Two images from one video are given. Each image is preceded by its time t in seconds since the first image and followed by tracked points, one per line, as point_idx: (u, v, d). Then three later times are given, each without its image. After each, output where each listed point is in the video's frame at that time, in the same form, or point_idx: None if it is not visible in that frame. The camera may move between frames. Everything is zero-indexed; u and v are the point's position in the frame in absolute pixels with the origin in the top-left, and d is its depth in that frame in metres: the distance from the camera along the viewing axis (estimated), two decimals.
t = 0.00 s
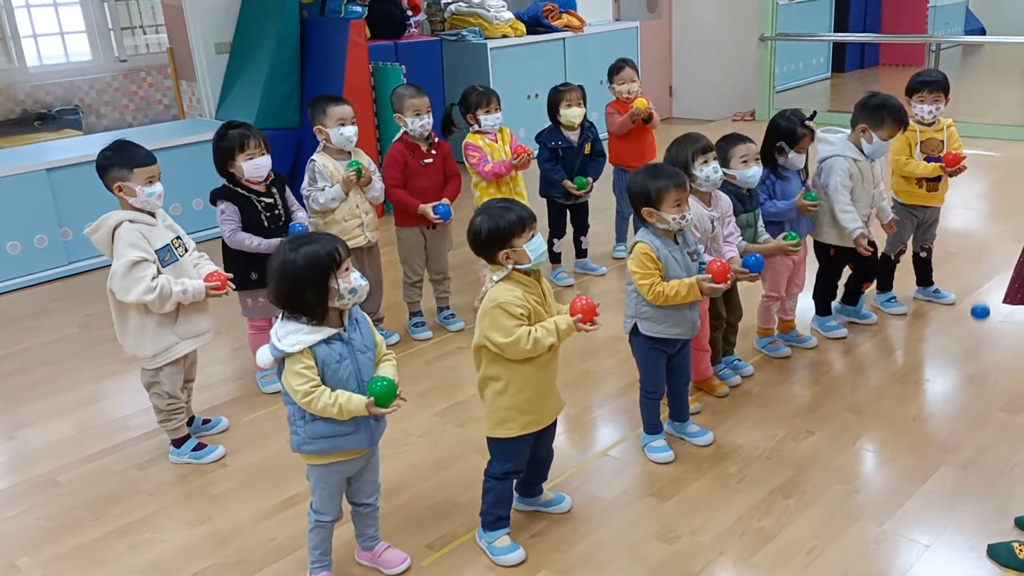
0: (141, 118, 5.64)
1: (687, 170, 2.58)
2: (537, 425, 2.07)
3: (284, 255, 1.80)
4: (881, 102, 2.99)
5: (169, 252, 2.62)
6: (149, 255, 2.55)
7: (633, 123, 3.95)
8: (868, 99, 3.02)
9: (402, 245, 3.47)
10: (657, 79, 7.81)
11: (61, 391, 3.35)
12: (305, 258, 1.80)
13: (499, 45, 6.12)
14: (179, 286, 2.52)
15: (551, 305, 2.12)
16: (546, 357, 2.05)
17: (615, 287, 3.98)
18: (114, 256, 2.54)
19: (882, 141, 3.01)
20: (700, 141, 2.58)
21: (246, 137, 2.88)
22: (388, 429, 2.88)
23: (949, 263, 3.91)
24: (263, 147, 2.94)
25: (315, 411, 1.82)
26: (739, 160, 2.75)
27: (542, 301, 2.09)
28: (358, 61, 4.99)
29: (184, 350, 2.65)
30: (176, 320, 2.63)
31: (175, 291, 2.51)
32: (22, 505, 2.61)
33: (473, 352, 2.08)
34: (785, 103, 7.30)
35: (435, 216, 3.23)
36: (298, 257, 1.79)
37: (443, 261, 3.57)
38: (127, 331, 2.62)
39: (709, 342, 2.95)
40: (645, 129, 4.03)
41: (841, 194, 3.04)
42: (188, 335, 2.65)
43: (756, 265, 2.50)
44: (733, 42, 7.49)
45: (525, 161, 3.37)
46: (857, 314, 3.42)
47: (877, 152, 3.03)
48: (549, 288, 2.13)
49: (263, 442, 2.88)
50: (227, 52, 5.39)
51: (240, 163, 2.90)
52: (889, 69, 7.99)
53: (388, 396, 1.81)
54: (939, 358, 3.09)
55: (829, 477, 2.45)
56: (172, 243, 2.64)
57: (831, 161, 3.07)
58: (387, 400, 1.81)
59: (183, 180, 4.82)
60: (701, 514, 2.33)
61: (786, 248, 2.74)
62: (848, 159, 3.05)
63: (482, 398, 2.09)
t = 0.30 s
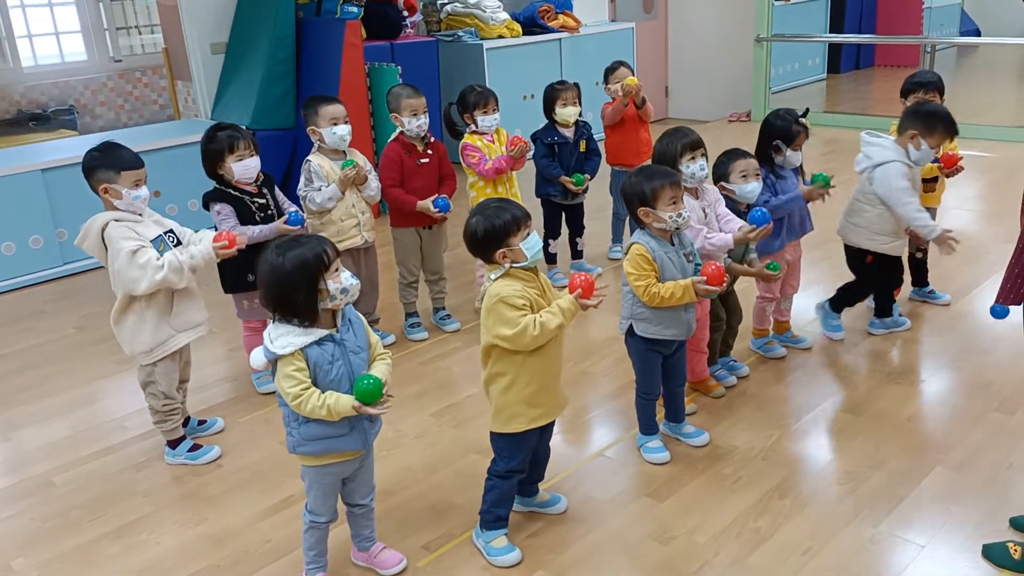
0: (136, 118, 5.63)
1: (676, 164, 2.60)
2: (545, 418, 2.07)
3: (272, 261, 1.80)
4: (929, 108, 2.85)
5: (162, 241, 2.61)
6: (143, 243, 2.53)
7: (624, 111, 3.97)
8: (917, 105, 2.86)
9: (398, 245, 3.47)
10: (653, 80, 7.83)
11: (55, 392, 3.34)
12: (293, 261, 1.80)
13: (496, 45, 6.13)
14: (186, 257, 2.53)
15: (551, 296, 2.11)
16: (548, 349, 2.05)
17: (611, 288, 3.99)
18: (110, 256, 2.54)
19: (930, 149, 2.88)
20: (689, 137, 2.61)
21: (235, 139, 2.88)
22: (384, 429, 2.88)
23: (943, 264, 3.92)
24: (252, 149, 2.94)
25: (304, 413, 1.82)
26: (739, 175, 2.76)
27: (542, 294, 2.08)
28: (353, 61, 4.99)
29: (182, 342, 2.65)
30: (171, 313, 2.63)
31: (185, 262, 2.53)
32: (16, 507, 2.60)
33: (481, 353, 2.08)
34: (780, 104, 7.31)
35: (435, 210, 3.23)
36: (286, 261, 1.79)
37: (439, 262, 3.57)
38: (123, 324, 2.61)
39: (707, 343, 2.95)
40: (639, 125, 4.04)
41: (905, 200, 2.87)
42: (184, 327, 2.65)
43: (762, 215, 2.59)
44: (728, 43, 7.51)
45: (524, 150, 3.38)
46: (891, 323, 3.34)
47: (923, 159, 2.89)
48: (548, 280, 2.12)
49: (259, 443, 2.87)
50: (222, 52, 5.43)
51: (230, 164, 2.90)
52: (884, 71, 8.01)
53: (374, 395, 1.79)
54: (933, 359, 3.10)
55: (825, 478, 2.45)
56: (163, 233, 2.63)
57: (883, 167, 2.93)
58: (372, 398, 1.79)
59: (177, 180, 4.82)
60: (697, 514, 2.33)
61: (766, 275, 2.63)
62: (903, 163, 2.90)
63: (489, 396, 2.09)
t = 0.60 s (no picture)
0: (134, 119, 5.62)
1: (665, 162, 2.62)
2: (547, 414, 2.07)
3: (265, 263, 1.81)
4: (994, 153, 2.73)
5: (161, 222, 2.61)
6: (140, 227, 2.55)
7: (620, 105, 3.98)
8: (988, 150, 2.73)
9: (396, 247, 3.47)
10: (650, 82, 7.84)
11: (53, 393, 3.34)
12: (286, 263, 1.80)
13: (493, 47, 6.14)
14: (184, 215, 2.51)
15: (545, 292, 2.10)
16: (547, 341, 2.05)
17: (608, 290, 3.99)
18: (110, 252, 2.54)
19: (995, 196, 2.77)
20: (675, 138, 2.66)
21: (234, 142, 2.88)
22: (382, 430, 2.88)
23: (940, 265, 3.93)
24: (251, 151, 2.94)
25: (294, 415, 1.82)
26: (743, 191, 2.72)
27: (538, 290, 2.07)
28: (351, 63, 4.99)
29: (180, 333, 2.66)
30: (167, 306, 2.63)
31: (184, 222, 2.51)
32: (14, 508, 2.60)
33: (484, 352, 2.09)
34: (778, 106, 7.32)
35: (435, 188, 3.19)
36: (279, 264, 1.80)
37: (436, 263, 3.57)
38: (121, 318, 2.61)
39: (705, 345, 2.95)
40: (632, 122, 4.06)
41: (971, 249, 2.72)
42: (183, 317, 2.66)
43: (761, 175, 2.54)
44: (725, 45, 7.52)
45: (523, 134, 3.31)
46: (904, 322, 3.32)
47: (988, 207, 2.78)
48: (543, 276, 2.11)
49: (256, 444, 2.87)
50: (220, 54, 5.43)
51: (229, 166, 2.90)
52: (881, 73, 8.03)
53: (367, 400, 1.78)
54: (931, 360, 3.11)
55: (822, 479, 2.46)
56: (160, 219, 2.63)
57: (949, 210, 2.77)
58: (366, 403, 1.78)
59: (175, 181, 4.81)
60: (695, 515, 2.33)
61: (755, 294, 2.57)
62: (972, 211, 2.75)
63: (489, 394, 2.09)
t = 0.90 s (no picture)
0: (133, 121, 5.62)
1: (655, 164, 2.67)
2: (541, 410, 2.07)
3: (258, 265, 1.80)
4: None
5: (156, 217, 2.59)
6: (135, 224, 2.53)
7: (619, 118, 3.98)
8: None
9: (394, 250, 3.48)
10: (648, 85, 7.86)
11: (52, 395, 3.33)
12: (278, 266, 1.80)
13: (492, 50, 6.15)
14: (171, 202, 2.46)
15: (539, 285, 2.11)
16: (545, 333, 2.05)
17: (607, 292, 4.00)
18: (110, 253, 2.54)
19: None
20: (659, 144, 2.73)
21: (239, 142, 2.93)
22: (381, 432, 2.88)
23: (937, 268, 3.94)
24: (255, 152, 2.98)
25: (307, 403, 1.82)
26: (744, 198, 2.71)
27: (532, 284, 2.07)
28: (350, 66, 5.00)
29: (181, 331, 2.66)
30: (168, 302, 2.63)
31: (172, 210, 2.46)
32: (12, 510, 2.60)
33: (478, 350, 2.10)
34: (776, 109, 7.33)
35: (430, 167, 3.20)
36: (272, 266, 1.79)
37: (434, 266, 3.58)
38: (122, 317, 2.61)
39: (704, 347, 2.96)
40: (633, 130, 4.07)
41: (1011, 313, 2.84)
42: (183, 315, 2.67)
43: (724, 125, 2.62)
44: (723, 48, 7.54)
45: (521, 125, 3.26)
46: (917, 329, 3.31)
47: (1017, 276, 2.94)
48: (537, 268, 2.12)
49: (255, 445, 2.87)
50: (219, 56, 5.44)
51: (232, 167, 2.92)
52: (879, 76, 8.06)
53: (378, 369, 1.74)
54: (928, 362, 3.11)
55: (820, 481, 2.46)
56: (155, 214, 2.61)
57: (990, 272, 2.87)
58: (376, 373, 1.74)
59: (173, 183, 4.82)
60: (693, 517, 2.33)
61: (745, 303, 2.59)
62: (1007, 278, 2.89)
63: (485, 392, 2.09)
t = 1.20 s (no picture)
0: (130, 124, 5.62)
1: (648, 169, 2.69)
2: (536, 411, 2.07)
3: (248, 268, 1.81)
4: None
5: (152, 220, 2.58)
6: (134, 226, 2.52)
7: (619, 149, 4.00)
8: None
9: (391, 252, 3.48)
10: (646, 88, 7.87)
11: (49, 397, 3.33)
12: (266, 269, 1.80)
13: (489, 53, 6.16)
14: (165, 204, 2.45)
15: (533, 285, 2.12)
16: (538, 331, 2.06)
17: (604, 294, 4.01)
18: (109, 258, 2.54)
19: None
20: (651, 150, 2.75)
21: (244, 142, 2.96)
22: (379, 434, 2.88)
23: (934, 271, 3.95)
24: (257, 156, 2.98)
25: (311, 363, 1.83)
26: (739, 208, 2.71)
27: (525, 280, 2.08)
28: (347, 69, 5.01)
29: (181, 333, 2.67)
30: (168, 304, 2.63)
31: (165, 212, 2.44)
32: (9, 512, 2.60)
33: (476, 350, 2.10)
34: (773, 112, 7.35)
35: (423, 151, 3.19)
36: (261, 269, 1.80)
37: (433, 269, 3.58)
38: (123, 319, 2.61)
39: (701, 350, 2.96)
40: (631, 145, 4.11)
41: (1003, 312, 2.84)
42: (183, 317, 2.67)
43: (725, 121, 2.59)
44: (720, 51, 7.55)
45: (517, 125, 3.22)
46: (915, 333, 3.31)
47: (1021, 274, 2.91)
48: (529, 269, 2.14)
49: (253, 447, 2.87)
50: (217, 59, 5.44)
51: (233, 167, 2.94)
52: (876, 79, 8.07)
53: (384, 302, 1.77)
54: (925, 366, 3.11)
55: (818, 483, 2.46)
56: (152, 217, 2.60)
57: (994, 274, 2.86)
58: (384, 307, 1.77)
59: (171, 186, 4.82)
60: (690, 519, 2.34)
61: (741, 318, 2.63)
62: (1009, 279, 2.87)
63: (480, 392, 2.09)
